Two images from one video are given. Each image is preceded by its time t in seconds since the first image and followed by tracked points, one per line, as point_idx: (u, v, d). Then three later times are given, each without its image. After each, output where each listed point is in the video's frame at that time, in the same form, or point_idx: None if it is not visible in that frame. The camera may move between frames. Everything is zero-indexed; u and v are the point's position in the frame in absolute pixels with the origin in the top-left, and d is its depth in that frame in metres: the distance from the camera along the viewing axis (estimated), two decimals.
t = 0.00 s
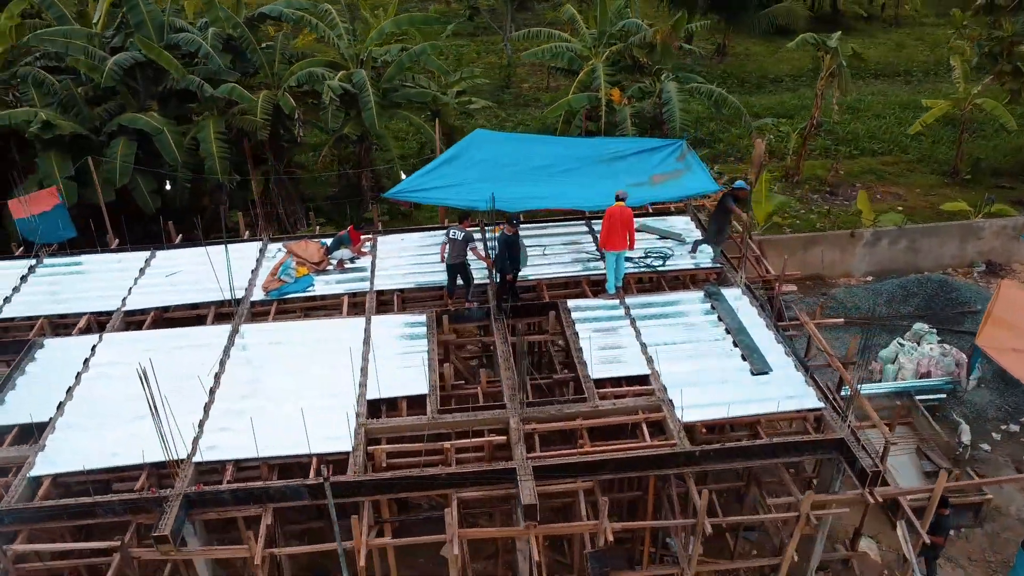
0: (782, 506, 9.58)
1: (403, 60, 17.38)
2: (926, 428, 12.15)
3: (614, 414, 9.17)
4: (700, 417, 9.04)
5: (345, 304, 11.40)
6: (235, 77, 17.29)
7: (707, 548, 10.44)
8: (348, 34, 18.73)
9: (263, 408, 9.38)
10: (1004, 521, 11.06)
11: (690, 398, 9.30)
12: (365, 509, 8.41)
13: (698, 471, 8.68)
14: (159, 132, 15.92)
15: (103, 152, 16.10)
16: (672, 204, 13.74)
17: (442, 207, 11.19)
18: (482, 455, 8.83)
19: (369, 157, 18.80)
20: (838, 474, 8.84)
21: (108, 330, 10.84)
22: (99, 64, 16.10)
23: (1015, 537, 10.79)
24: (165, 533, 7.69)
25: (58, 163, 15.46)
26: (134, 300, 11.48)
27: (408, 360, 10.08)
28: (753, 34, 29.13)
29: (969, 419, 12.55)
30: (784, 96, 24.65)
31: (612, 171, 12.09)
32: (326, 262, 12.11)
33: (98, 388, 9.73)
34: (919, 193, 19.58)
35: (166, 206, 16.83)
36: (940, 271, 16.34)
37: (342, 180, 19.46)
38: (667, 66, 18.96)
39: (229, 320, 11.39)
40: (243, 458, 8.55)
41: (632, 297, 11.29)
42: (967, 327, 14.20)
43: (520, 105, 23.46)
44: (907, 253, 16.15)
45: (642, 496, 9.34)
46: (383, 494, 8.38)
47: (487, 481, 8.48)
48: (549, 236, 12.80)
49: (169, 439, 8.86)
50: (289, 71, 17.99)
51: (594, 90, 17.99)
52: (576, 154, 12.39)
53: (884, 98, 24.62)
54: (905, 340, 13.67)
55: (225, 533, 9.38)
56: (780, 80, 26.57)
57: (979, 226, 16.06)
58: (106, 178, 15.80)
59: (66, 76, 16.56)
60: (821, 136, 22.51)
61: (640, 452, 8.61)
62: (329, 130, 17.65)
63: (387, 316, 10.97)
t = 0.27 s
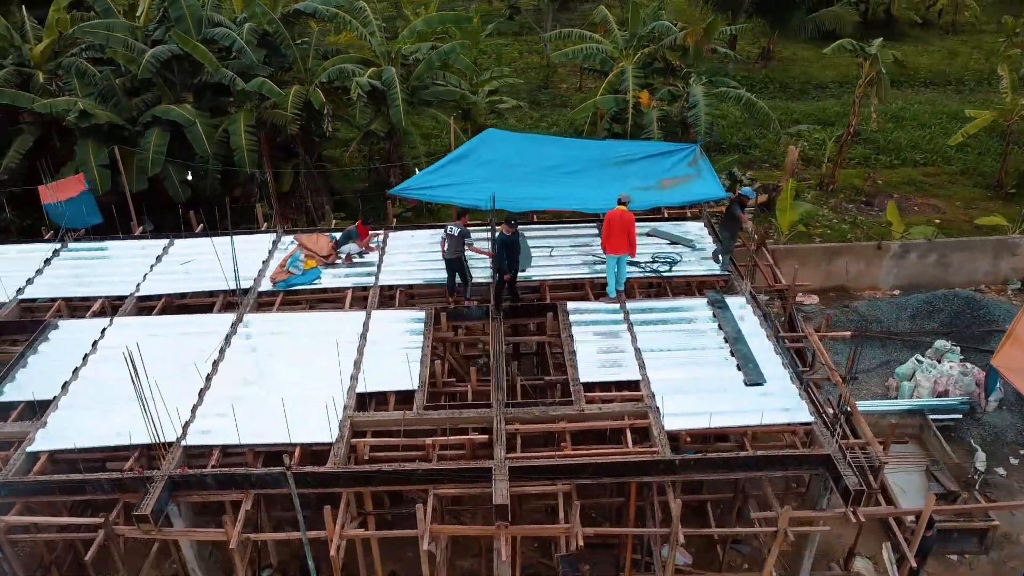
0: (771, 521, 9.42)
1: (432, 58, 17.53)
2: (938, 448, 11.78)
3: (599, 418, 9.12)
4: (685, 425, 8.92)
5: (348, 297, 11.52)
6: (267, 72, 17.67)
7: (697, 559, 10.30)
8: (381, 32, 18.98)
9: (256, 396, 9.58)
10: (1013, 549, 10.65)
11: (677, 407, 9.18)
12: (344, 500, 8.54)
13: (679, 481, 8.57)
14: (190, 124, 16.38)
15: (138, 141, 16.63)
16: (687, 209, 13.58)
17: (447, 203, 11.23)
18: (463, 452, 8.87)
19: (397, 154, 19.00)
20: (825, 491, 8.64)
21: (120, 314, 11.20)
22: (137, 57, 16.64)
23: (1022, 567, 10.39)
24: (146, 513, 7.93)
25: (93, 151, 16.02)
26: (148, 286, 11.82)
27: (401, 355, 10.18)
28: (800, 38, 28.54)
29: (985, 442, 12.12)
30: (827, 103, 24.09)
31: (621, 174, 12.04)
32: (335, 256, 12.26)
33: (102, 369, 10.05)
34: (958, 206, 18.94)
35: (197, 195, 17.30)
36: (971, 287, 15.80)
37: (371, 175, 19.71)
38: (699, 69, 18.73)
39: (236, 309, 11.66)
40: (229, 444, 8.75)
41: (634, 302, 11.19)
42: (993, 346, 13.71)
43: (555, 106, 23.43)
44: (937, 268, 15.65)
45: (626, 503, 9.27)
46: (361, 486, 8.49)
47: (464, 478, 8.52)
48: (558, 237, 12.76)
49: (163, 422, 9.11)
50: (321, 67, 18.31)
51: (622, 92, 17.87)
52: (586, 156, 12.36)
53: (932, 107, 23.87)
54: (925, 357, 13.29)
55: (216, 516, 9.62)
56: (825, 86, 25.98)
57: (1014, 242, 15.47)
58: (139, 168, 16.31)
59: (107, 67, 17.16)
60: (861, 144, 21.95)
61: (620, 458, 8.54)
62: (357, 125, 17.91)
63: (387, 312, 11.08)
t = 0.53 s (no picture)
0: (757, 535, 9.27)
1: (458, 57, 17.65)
2: (946, 469, 11.42)
3: (583, 421, 9.07)
4: (667, 432, 8.83)
5: (351, 291, 11.68)
6: (298, 67, 18.00)
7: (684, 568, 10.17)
8: (412, 30, 19.16)
9: (249, 383, 9.78)
10: None
11: (662, 414, 9.08)
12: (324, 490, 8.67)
13: (658, 488, 8.48)
14: (220, 116, 16.79)
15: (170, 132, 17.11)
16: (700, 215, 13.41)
17: (449, 201, 11.34)
18: (445, 450, 8.93)
19: (424, 151, 19.17)
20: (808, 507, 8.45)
21: (131, 299, 11.53)
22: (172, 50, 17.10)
23: None
24: (129, 492, 8.17)
25: (127, 140, 16.53)
26: (161, 273, 12.14)
27: (395, 350, 10.26)
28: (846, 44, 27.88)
29: (999, 465, 11.71)
30: (868, 110, 23.49)
31: (625, 177, 11.95)
32: (342, 250, 12.43)
33: (107, 351, 10.37)
34: (997, 220, 18.29)
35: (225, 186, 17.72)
36: (1001, 304, 15.25)
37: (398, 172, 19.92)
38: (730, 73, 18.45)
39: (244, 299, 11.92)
40: (216, 430, 8.95)
41: (633, 306, 11.09)
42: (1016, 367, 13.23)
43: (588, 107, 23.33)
44: (965, 283, 15.15)
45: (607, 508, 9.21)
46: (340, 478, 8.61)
47: (441, 475, 8.57)
48: (565, 238, 12.71)
49: (157, 406, 9.37)
50: (351, 64, 18.57)
51: (649, 94, 17.72)
52: (593, 158, 12.31)
53: (979, 117, 23.09)
54: (942, 376, 12.90)
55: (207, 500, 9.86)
56: (868, 93, 25.33)
57: None
58: (169, 158, 16.77)
59: (144, 60, 17.68)
60: (901, 154, 21.35)
61: (598, 463, 8.48)
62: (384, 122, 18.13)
63: (386, 306, 11.18)
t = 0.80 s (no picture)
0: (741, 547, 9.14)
1: (486, 56, 17.71)
2: (954, 491, 11.08)
3: (566, 424, 9.03)
4: (649, 438, 8.74)
5: (355, 285, 11.83)
6: (329, 63, 18.28)
7: None
8: (443, 27, 19.28)
9: (245, 372, 9.99)
10: None
11: (647, 420, 8.99)
12: (306, 480, 8.82)
13: (635, 495, 8.39)
14: (250, 109, 17.15)
15: (202, 124, 17.54)
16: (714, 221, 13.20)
17: (452, 198, 11.45)
18: (427, 446, 8.99)
19: (450, 148, 19.29)
20: (789, 522, 8.26)
21: (145, 285, 11.87)
22: (207, 44, 17.52)
23: None
24: (116, 472, 8.42)
25: (160, 130, 17.01)
26: (175, 261, 12.46)
27: (388, 345, 10.34)
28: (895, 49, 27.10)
29: (1011, 490, 11.29)
30: (912, 118, 22.80)
31: (632, 180, 11.87)
32: (351, 245, 12.56)
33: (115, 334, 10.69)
34: None
35: (254, 178, 18.09)
36: None
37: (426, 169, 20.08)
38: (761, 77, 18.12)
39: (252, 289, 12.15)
40: (207, 416, 9.17)
41: (633, 311, 11.00)
42: None
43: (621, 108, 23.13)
44: (994, 299, 14.62)
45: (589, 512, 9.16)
46: (322, 468, 8.74)
47: (420, 471, 8.63)
48: (572, 240, 12.65)
49: (154, 389, 9.62)
50: (382, 61, 18.79)
51: (676, 97, 17.51)
52: (600, 161, 12.27)
53: None
54: (959, 395, 12.53)
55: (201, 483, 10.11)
56: (914, 100, 24.59)
57: None
58: (200, 149, 17.20)
59: (181, 52, 18.15)
60: (942, 164, 20.68)
61: (576, 466, 8.43)
62: (410, 119, 18.30)
63: (387, 300, 11.27)
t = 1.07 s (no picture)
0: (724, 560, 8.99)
1: (513, 55, 17.72)
2: (961, 516, 10.71)
3: (550, 427, 9.00)
4: (631, 445, 8.65)
5: (361, 280, 11.98)
6: (359, 59, 18.51)
7: None
8: (474, 26, 19.35)
9: (242, 360, 10.20)
10: None
11: (631, 427, 8.89)
12: (290, 469, 8.96)
13: (612, 502, 8.32)
14: (279, 104, 17.46)
15: (234, 116, 17.93)
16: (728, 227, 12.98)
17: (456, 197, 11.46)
18: (410, 442, 9.05)
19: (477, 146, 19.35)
20: (768, 538, 8.09)
21: (159, 273, 12.20)
22: (241, 39, 17.90)
23: None
24: (107, 453, 8.67)
25: (192, 122, 17.45)
26: (191, 250, 12.76)
27: (384, 340, 10.44)
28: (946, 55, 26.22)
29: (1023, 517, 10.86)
30: (958, 127, 22.04)
31: (639, 185, 11.73)
32: (360, 240, 12.72)
33: (124, 319, 11.01)
34: None
35: (283, 171, 18.44)
36: None
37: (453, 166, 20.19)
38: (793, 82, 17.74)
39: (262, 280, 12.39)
40: (199, 402, 9.38)
41: (633, 316, 10.89)
42: None
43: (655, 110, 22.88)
44: None
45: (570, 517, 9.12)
46: (305, 459, 8.86)
47: (400, 467, 8.69)
48: (580, 242, 12.59)
49: (154, 374, 9.88)
50: (412, 58, 18.94)
51: (704, 100, 17.26)
52: (609, 164, 12.13)
53: None
54: (976, 416, 12.13)
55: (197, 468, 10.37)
56: (963, 109, 23.77)
57: None
58: (230, 141, 17.59)
59: (217, 46, 18.58)
60: (985, 176, 19.96)
61: (554, 470, 8.40)
62: (437, 117, 18.42)
63: (388, 296, 11.38)
